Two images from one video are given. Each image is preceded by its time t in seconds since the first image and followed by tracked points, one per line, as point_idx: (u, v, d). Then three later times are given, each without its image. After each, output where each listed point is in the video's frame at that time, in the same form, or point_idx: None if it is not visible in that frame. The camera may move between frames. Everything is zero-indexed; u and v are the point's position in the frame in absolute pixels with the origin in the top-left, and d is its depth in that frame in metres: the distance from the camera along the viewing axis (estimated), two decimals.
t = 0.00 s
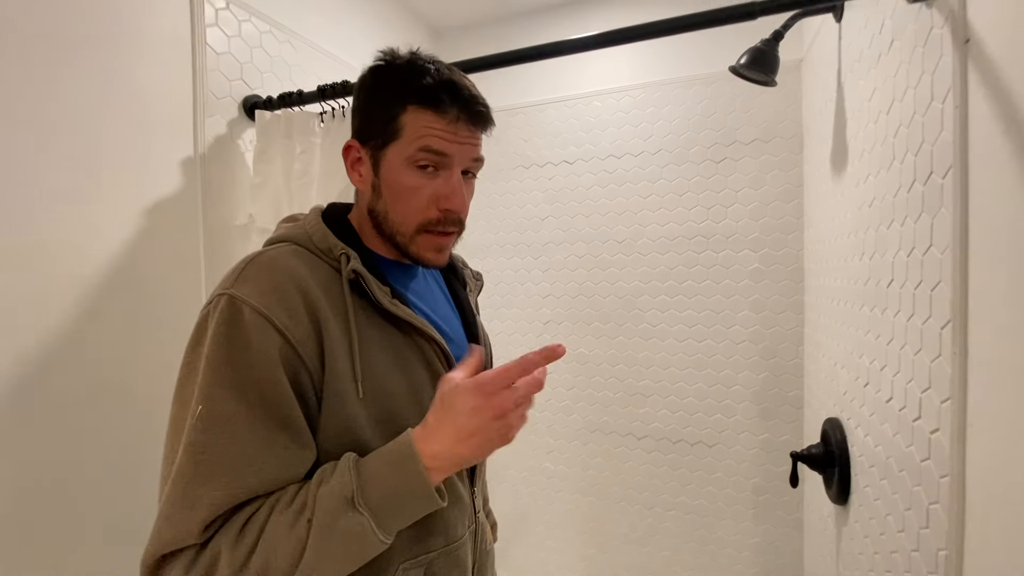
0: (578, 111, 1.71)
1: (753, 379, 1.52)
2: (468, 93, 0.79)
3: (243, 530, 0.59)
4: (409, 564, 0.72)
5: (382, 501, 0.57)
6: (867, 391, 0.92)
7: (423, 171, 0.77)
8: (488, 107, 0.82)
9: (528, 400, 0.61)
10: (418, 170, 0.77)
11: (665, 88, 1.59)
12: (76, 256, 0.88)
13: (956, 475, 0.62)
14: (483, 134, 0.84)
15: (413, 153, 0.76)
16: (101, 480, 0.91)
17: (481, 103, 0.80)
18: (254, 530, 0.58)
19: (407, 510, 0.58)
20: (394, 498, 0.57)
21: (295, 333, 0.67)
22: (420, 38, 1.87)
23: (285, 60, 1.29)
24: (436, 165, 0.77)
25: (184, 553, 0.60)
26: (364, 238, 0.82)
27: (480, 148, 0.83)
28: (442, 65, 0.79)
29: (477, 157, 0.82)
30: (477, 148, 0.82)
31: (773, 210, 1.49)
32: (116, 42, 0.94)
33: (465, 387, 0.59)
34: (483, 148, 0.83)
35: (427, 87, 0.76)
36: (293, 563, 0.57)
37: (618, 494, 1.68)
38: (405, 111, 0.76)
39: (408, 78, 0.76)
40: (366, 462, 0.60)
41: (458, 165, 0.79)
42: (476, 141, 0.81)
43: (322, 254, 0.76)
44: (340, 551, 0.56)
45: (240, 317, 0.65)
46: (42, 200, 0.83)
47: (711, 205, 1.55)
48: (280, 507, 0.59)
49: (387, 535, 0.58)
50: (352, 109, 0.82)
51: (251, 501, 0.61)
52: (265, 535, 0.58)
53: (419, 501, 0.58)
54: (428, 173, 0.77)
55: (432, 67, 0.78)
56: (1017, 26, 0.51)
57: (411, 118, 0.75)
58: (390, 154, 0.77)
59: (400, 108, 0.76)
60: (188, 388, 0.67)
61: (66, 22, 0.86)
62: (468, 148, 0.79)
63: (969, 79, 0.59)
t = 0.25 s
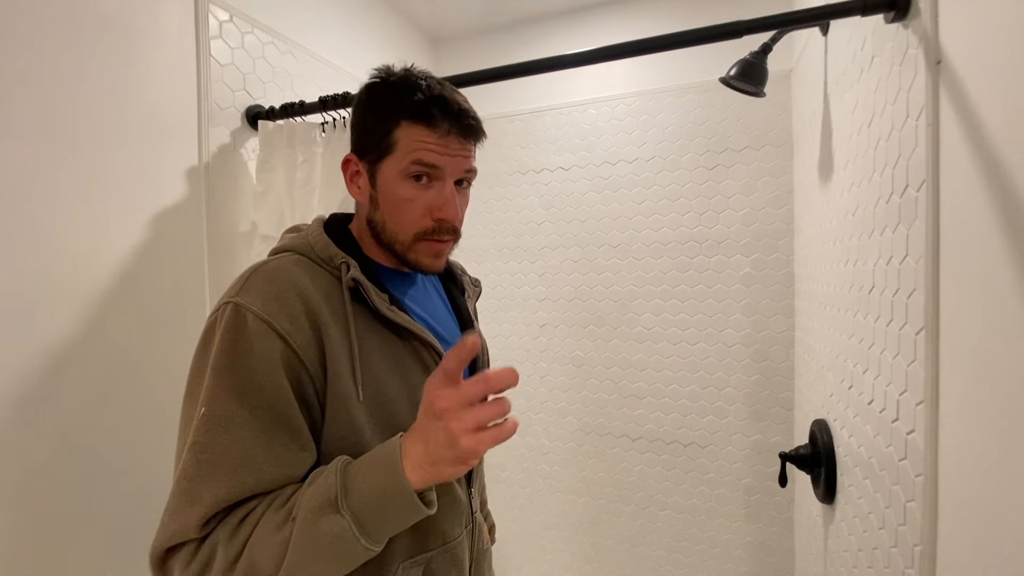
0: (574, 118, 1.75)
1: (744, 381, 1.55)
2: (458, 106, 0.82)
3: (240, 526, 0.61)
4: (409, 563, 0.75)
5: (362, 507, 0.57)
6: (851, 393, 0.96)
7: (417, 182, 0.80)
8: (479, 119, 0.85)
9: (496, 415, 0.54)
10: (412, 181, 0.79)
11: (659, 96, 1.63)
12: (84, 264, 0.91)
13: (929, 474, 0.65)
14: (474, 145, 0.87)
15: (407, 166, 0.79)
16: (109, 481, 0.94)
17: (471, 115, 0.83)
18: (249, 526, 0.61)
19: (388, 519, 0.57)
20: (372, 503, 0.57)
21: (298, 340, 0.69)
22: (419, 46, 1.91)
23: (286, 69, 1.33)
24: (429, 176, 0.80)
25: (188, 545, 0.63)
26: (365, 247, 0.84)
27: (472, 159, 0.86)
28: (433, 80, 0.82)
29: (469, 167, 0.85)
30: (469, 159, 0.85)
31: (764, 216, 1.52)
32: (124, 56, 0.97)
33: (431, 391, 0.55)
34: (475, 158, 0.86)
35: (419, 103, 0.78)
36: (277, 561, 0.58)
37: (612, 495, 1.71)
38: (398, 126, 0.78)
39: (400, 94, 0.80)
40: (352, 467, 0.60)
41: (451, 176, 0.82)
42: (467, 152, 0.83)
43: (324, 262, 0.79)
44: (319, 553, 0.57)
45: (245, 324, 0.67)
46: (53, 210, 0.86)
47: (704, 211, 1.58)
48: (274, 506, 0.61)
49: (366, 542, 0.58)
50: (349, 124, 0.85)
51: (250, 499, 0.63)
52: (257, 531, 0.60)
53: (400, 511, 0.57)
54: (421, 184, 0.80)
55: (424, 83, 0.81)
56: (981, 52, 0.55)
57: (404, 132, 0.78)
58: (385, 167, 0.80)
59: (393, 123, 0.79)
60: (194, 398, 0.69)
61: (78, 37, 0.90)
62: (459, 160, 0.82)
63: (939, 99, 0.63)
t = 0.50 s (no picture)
0: (571, 122, 1.77)
1: (740, 382, 1.57)
2: (451, 111, 0.83)
3: (241, 527, 0.63)
4: (411, 563, 0.77)
5: (357, 512, 0.59)
6: (842, 394, 0.98)
7: (413, 186, 0.81)
8: (473, 123, 0.87)
9: (479, 425, 0.56)
10: (409, 185, 0.81)
11: (655, 100, 1.65)
12: (89, 268, 0.93)
13: (915, 473, 0.67)
14: (469, 148, 0.88)
15: (403, 170, 0.80)
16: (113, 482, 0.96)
17: (465, 119, 0.85)
18: (249, 527, 0.62)
19: (382, 524, 0.59)
20: (366, 510, 0.59)
21: (299, 344, 0.71)
22: (418, 50, 1.92)
23: (287, 75, 1.35)
24: (424, 180, 0.82)
25: (192, 543, 0.65)
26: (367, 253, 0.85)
27: (467, 162, 0.87)
28: (427, 86, 0.84)
29: (464, 170, 0.86)
30: (464, 162, 0.87)
31: (759, 219, 1.54)
32: (129, 64, 0.99)
33: (411, 405, 0.57)
34: (470, 161, 0.88)
35: (413, 108, 0.80)
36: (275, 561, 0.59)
37: (610, 494, 1.73)
38: (394, 132, 0.80)
39: (395, 100, 0.81)
40: (348, 473, 0.62)
41: (446, 179, 0.84)
42: (462, 155, 0.85)
43: (327, 269, 0.80)
44: (315, 555, 0.58)
45: (248, 329, 0.69)
46: (59, 214, 0.87)
47: (700, 214, 1.60)
48: (273, 509, 0.63)
49: (361, 547, 0.60)
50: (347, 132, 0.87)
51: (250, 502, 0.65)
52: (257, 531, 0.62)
53: (393, 516, 0.59)
54: (418, 187, 0.82)
55: (418, 89, 0.83)
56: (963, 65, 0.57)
57: (399, 138, 0.80)
58: (383, 172, 0.82)
59: (389, 129, 0.81)
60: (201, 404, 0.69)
61: (84, 44, 0.92)
62: (455, 163, 0.84)
63: (924, 109, 0.65)
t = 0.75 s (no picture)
0: (569, 121, 1.77)
1: (736, 380, 1.58)
2: (449, 109, 0.84)
3: (241, 523, 0.63)
4: (411, 558, 0.78)
5: (356, 511, 0.59)
6: (837, 392, 0.99)
7: (411, 185, 0.82)
8: (470, 122, 0.87)
9: (472, 424, 0.57)
10: (407, 184, 0.82)
11: (653, 99, 1.66)
12: (89, 266, 0.93)
13: (908, 468, 0.68)
14: (467, 146, 0.89)
15: (401, 169, 0.81)
16: (114, 479, 0.96)
17: (462, 118, 0.85)
18: (249, 523, 0.63)
19: (380, 523, 0.60)
20: (364, 507, 0.59)
21: (300, 343, 0.72)
22: (416, 50, 1.93)
23: (286, 74, 1.35)
24: (423, 179, 0.82)
25: (193, 539, 0.65)
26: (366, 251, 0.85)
27: (465, 161, 0.88)
28: (425, 86, 0.85)
29: (462, 169, 0.87)
30: (462, 161, 0.87)
31: (755, 218, 1.55)
32: (129, 63, 0.99)
33: (409, 398, 0.58)
34: (468, 160, 0.88)
35: (412, 107, 0.81)
36: (275, 560, 0.60)
37: (607, 492, 1.74)
38: (392, 131, 0.81)
39: (393, 99, 0.82)
40: (346, 471, 0.62)
41: (445, 177, 0.84)
42: (460, 154, 0.86)
43: (327, 267, 0.80)
44: (314, 553, 0.59)
45: (249, 328, 0.70)
46: (59, 213, 0.88)
47: (697, 213, 1.61)
48: (272, 506, 0.64)
49: (359, 543, 0.60)
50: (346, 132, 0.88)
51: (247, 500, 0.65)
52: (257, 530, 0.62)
53: (391, 515, 0.59)
54: (416, 186, 0.82)
55: (416, 88, 0.83)
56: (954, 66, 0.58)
57: (397, 137, 0.81)
58: (381, 171, 0.82)
59: (387, 128, 0.81)
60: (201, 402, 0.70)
61: (84, 44, 0.92)
62: (453, 161, 0.84)
63: (917, 109, 0.66)
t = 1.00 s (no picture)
0: (568, 121, 1.78)
1: (735, 379, 1.58)
2: (455, 115, 0.84)
3: (242, 523, 0.64)
4: (411, 558, 0.78)
5: (357, 513, 0.59)
6: (835, 391, 0.99)
7: (417, 189, 0.82)
8: (475, 127, 0.88)
9: (472, 431, 0.57)
10: (412, 187, 0.82)
11: (651, 99, 1.66)
12: (89, 266, 0.93)
13: (904, 467, 0.68)
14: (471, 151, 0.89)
15: (407, 172, 0.81)
16: (114, 479, 0.96)
17: (468, 124, 0.86)
18: (251, 524, 0.63)
19: (380, 526, 0.60)
20: (366, 509, 0.59)
21: (301, 344, 0.72)
22: (415, 51, 1.93)
23: (284, 75, 1.35)
24: (429, 183, 0.83)
25: (194, 539, 0.65)
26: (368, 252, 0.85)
27: (470, 166, 0.88)
28: (431, 90, 0.85)
29: (467, 173, 0.87)
30: (467, 165, 0.88)
31: (754, 217, 1.55)
32: (128, 65, 1.00)
33: (411, 405, 0.59)
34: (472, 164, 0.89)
35: (418, 112, 0.81)
36: (276, 560, 0.60)
37: (607, 491, 1.75)
38: (398, 136, 0.81)
39: (400, 104, 0.82)
40: (348, 474, 0.63)
41: (450, 182, 0.85)
42: (464, 159, 0.86)
43: (328, 269, 0.81)
44: (315, 556, 0.59)
45: (251, 329, 0.70)
46: (59, 214, 0.88)
47: (696, 213, 1.61)
48: (275, 507, 0.64)
49: (360, 545, 0.60)
50: (350, 133, 0.88)
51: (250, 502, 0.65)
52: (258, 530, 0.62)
53: (391, 519, 0.59)
54: (421, 190, 0.82)
55: (422, 92, 0.84)
56: (953, 68, 0.57)
57: (404, 141, 0.81)
58: (386, 174, 0.82)
59: (394, 132, 0.81)
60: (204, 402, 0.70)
61: (83, 45, 0.92)
62: (457, 166, 0.85)
63: (912, 109, 0.66)
